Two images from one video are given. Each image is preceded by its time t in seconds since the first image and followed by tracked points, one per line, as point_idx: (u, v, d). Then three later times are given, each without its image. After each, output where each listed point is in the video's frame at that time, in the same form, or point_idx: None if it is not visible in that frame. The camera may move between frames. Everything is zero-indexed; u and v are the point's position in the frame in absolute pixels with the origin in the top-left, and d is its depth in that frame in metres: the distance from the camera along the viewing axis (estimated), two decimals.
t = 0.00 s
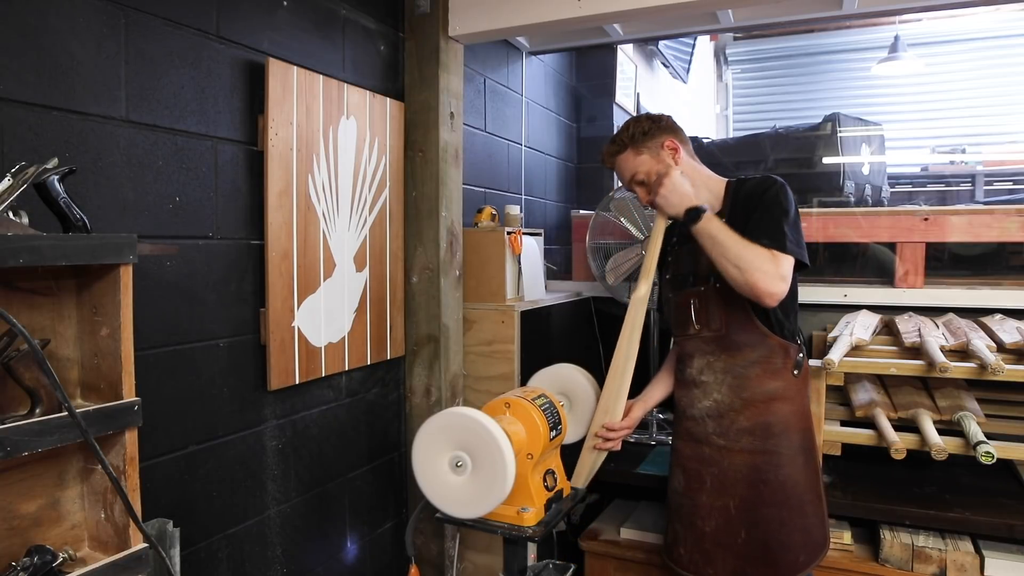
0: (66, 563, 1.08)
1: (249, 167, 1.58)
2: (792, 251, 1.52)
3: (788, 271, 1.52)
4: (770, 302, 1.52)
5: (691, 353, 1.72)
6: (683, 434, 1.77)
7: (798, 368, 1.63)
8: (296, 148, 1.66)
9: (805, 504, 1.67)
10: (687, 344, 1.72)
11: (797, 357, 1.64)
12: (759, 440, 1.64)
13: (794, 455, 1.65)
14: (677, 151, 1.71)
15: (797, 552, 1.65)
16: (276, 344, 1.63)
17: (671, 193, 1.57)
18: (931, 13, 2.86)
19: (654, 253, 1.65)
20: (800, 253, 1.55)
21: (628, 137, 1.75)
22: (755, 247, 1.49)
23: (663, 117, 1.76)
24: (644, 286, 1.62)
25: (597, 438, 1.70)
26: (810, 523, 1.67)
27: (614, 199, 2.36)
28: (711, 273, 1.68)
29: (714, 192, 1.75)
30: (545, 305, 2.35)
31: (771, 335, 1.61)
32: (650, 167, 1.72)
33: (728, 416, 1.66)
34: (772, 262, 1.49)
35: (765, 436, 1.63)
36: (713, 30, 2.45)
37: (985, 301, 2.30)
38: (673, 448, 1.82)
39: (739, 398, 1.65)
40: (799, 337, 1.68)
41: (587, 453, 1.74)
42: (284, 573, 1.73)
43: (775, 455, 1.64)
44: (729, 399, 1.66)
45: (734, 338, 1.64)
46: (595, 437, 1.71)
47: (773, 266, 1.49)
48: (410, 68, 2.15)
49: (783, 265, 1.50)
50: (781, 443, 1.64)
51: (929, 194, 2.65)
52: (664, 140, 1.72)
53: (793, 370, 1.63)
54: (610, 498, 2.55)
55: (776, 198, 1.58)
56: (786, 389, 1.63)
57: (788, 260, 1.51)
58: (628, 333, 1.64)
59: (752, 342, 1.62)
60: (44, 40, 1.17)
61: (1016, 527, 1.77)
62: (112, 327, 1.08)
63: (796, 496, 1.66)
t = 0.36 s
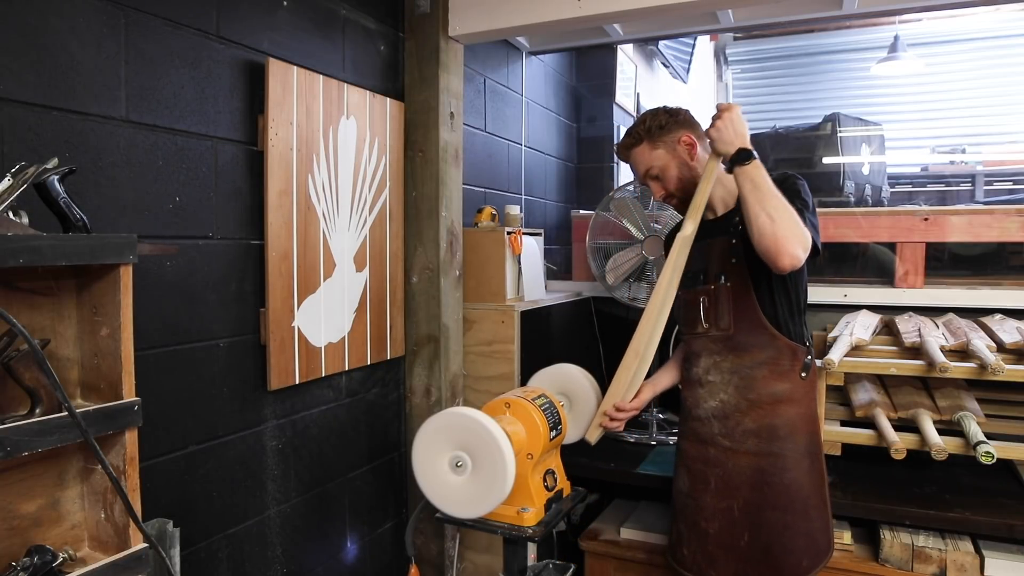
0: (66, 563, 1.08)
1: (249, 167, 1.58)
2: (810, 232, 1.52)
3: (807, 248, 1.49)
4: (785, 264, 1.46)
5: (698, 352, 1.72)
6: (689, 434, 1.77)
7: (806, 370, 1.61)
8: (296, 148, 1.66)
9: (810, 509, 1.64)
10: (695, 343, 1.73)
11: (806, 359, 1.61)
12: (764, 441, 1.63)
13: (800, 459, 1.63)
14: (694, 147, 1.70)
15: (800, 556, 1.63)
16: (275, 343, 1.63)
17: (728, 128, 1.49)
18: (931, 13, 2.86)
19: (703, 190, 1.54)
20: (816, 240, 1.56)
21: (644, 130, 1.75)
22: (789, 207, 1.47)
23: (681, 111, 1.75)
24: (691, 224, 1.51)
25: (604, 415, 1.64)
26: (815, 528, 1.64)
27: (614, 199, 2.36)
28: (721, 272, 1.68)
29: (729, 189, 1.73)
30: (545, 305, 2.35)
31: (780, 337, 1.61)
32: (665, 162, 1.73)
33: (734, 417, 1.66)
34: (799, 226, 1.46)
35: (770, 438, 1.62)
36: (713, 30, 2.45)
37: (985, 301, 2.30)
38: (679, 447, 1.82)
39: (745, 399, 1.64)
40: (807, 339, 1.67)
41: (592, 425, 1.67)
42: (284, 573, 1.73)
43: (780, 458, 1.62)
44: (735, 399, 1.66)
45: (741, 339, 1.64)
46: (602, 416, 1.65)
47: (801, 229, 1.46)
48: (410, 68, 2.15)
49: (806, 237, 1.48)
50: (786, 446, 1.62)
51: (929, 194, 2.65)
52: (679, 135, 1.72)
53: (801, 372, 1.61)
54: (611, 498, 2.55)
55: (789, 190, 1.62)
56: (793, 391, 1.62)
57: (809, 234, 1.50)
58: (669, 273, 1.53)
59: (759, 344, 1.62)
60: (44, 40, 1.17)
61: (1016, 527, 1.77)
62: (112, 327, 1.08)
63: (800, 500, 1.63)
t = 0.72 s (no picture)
0: (66, 563, 1.08)
1: (249, 167, 1.58)
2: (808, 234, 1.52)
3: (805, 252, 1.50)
4: (783, 271, 1.47)
5: (698, 352, 1.72)
6: (689, 434, 1.77)
7: (807, 370, 1.62)
8: (296, 148, 1.66)
9: (812, 509, 1.65)
10: (695, 343, 1.73)
11: (807, 359, 1.62)
12: (765, 442, 1.63)
13: (802, 459, 1.64)
14: (691, 148, 1.70)
15: (803, 556, 1.64)
16: (276, 343, 1.63)
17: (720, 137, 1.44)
18: (931, 13, 2.86)
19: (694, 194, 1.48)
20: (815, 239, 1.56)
21: (642, 133, 1.74)
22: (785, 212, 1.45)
23: (677, 113, 1.75)
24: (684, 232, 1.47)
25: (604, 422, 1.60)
26: (817, 528, 1.66)
27: (614, 199, 2.36)
28: (720, 272, 1.68)
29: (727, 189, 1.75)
30: (545, 305, 2.35)
31: (780, 337, 1.61)
32: (662, 165, 1.73)
33: (735, 417, 1.66)
34: (797, 232, 1.46)
35: (772, 439, 1.63)
36: (713, 30, 2.45)
37: (985, 301, 2.30)
38: (679, 448, 1.82)
39: (746, 399, 1.64)
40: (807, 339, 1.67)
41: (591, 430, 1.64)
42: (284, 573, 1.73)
43: (782, 458, 1.63)
44: (736, 400, 1.65)
45: (742, 339, 1.64)
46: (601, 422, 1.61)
47: (797, 235, 1.46)
48: (410, 68, 2.15)
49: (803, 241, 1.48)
50: (789, 446, 1.62)
51: (929, 194, 2.65)
52: (677, 138, 1.71)
53: (802, 372, 1.62)
54: (611, 498, 2.55)
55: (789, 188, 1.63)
56: (794, 391, 1.62)
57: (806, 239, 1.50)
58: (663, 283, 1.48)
59: (760, 344, 1.62)
60: (44, 40, 1.17)
61: (1016, 527, 1.77)
62: (112, 327, 1.08)
63: (802, 501, 1.64)
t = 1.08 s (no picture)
0: (66, 563, 1.08)
1: (249, 167, 1.58)
2: (781, 251, 1.53)
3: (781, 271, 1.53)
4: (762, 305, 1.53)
5: (689, 354, 1.71)
6: (684, 435, 1.76)
7: (798, 364, 1.63)
8: (296, 148, 1.66)
9: (811, 502, 1.65)
10: (685, 346, 1.72)
11: (796, 354, 1.63)
12: (761, 438, 1.64)
13: (798, 453, 1.65)
14: (666, 157, 1.72)
15: (805, 548, 1.64)
16: (275, 344, 1.63)
17: (657, 201, 1.55)
18: (931, 14, 2.86)
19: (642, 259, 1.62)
20: (793, 251, 1.55)
21: (616, 145, 1.74)
22: (743, 253, 1.49)
23: (650, 123, 1.76)
24: (633, 294, 1.61)
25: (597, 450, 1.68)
26: (816, 520, 1.66)
27: (614, 199, 2.36)
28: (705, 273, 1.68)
29: (705, 193, 1.77)
30: (545, 305, 2.35)
31: (769, 334, 1.62)
32: (639, 176, 1.71)
33: (730, 416, 1.66)
34: (762, 266, 1.49)
35: (767, 435, 1.63)
36: (713, 30, 2.45)
37: (985, 301, 2.30)
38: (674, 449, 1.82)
39: (739, 397, 1.65)
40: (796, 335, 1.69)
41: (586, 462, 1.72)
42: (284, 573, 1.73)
43: (779, 453, 1.64)
44: (730, 399, 1.66)
45: (733, 338, 1.64)
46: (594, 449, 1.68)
47: (765, 268, 1.49)
48: (410, 68, 2.15)
49: (773, 269, 1.50)
50: (784, 441, 1.64)
51: (929, 194, 2.65)
52: (651, 147, 1.72)
53: (793, 366, 1.63)
54: (610, 498, 2.55)
55: (766, 195, 1.61)
56: (786, 386, 1.63)
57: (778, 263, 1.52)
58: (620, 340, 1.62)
59: (751, 341, 1.63)
60: (44, 40, 1.17)
61: (1016, 527, 1.77)
62: (112, 327, 1.08)
63: (801, 494, 1.64)
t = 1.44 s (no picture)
0: (66, 563, 1.08)
1: (249, 167, 1.58)
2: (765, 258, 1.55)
3: (769, 280, 1.56)
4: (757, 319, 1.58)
5: (682, 356, 1.71)
6: (680, 435, 1.76)
7: (789, 360, 1.66)
8: (296, 148, 1.66)
9: (807, 497, 1.68)
10: (677, 347, 1.71)
11: (787, 350, 1.66)
12: (757, 435, 1.64)
13: (793, 448, 1.66)
14: (643, 166, 1.72)
15: (803, 543, 1.66)
16: (275, 344, 1.63)
17: (623, 266, 1.61)
18: (931, 14, 2.86)
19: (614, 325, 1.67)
20: (778, 254, 1.57)
21: (593, 158, 1.75)
22: (722, 282, 1.55)
23: (625, 133, 1.76)
24: (609, 360, 1.65)
25: (596, 469, 1.68)
26: (813, 514, 1.69)
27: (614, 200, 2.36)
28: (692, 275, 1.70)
29: (685, 198, 1.74)
30: (545, 305, 2.35)
31: (759, 331, 1.63)
32: (617, 187, 1.73)
33: (725, 414, 1.66)
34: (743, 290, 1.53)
35: (763, 432, 1.64)
36: (713, 30, 2.45)
37: (985, 301, 2.30)
38: (671, 449, 1.81)
39: (733, 396, 1.65)
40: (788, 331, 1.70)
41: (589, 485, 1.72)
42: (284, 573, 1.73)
43: (774, 449, 1.65)
44: (724, 397, 1.66)
45: (725, 338, 1.64)
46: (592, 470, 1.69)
47: (748, 288, 1.53)
48: (410, 68, 2.15)
49: (758, 282, 1.54)
50: (779, 437, 1.65)
51: (929, 194, 2.64)
52: (628, 157, 1.72)
53: (785, 362, 1.65)
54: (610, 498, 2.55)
55: (745, 200, 1.60)
56: (779, 382, 1.64)
57: (764, 274, 1.55)
58: (601, 405, 1.68)
59: (742, 339, 1.63)
60: (44, 40, 1.17)
61: (1016, 527, 1.77)
62: (112, 327, 1.08)
63: (798, 490, 1.67)
